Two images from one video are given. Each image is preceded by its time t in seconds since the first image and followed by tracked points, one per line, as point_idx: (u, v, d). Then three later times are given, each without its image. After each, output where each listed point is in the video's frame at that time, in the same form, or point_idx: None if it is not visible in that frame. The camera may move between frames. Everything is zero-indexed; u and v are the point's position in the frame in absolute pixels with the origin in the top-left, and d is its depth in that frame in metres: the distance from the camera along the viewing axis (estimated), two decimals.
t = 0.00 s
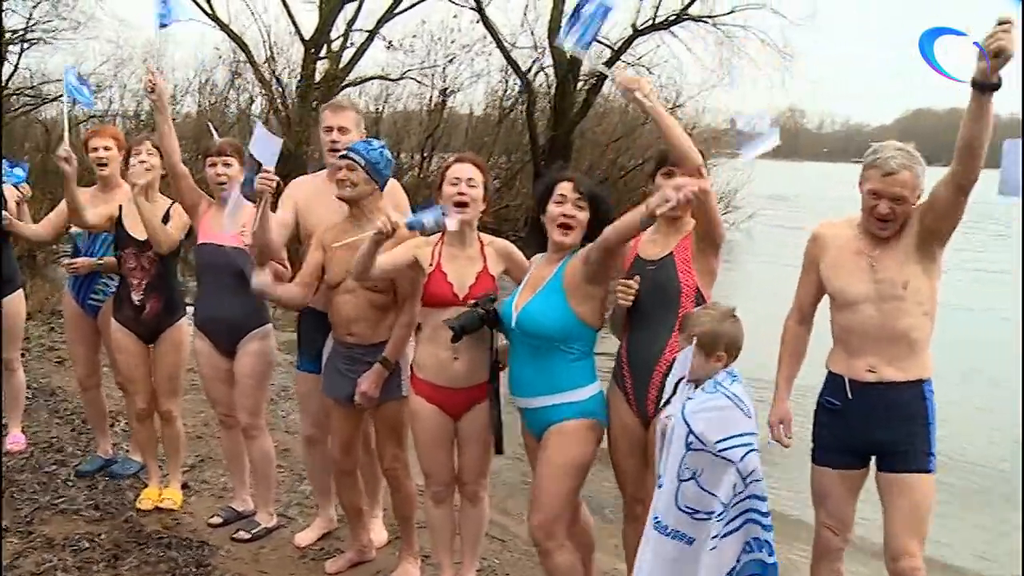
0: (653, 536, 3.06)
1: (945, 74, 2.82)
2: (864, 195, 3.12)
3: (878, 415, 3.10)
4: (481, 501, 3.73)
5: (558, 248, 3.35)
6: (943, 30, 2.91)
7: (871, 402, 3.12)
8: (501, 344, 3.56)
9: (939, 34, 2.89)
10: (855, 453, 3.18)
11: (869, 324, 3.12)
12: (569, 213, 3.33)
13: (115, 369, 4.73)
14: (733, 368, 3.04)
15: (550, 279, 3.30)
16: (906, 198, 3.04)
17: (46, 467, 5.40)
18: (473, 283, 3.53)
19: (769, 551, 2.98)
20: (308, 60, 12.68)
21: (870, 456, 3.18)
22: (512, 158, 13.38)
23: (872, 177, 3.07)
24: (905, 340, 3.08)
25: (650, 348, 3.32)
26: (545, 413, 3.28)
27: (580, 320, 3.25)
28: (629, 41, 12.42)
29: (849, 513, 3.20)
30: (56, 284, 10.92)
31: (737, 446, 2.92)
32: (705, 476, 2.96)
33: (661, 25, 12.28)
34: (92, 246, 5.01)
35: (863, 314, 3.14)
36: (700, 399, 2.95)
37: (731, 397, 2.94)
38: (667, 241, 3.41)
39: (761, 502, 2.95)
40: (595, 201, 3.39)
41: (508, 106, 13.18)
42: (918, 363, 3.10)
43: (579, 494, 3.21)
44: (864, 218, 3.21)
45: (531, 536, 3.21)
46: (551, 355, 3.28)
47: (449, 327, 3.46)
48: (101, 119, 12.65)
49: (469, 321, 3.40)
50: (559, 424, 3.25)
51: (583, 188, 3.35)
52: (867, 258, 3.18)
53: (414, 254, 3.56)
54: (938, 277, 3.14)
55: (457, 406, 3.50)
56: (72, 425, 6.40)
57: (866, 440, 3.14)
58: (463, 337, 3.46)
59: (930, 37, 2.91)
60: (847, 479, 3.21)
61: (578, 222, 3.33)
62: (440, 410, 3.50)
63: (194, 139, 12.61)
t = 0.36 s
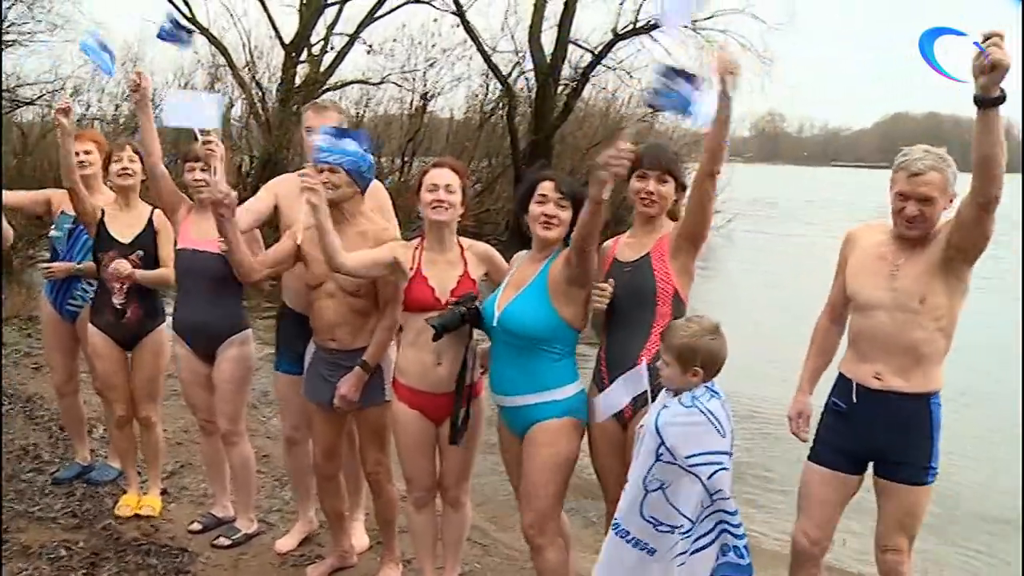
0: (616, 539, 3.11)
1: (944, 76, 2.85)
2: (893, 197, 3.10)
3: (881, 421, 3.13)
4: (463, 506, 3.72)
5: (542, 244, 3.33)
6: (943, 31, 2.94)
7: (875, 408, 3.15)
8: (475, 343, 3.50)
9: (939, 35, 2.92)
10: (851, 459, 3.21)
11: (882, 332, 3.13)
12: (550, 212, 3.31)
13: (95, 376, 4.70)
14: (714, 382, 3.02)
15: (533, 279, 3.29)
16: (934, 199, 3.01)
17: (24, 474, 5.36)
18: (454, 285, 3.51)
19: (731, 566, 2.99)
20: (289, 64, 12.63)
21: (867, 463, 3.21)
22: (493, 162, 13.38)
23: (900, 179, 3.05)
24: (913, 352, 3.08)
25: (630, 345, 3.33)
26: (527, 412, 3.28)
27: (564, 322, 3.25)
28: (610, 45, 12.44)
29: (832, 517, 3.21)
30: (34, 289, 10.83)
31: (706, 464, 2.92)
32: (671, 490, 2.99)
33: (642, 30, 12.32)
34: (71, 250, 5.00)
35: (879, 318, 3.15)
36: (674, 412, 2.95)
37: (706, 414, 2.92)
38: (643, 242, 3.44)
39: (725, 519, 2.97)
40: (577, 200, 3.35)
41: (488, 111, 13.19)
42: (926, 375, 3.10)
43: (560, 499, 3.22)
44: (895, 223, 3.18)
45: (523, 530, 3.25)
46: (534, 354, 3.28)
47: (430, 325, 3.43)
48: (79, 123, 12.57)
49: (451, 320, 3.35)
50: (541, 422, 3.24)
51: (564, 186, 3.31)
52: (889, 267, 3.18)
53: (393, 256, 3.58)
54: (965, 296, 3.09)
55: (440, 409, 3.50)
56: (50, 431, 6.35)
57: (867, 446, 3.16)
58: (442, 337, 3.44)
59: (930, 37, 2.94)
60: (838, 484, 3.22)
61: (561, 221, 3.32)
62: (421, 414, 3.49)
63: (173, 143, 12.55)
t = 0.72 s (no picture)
0: (594, 547, 3.11)
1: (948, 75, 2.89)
2: (894, 196, 3.11)
3: (878, 424, 3.14)
4: (444, 510, 3.72)
5: (524, 260, 3.30)
6: (942, 31, 2.98)
7: (872, 411, 3.15)
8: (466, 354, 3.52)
9: (940, 35, 2.95)
10: (842, 461, 3.23)
11: (881, 332, 3.13)
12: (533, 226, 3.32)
13: (73, 381, 4.66)
14: (698, 390, 3.04)
15: (515, 294, 3.28)
16: (935, 196, 3.02)
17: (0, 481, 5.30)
18: (436, 289, 3.52)
19: (718, 571, 3.00)
20: (268, 67, 12.56)
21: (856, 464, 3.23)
22: (473, 165, 13.37)
23: (901, 176, 3.06)
24: (910, 356, 3.09)
25: (609, 356, 3.34)
26: (507, 427, 3.28)
27: (547, 336, 3.25)
28: (591, 48, 12.46)
29: (814, 516, 3.23)
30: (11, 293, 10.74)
31: (688, 471, 2.94)
32: (651, 498, 2.99)
33: (622, 33, 12.34)
34: (49, 253, 4.95)
35: (882, 321, 3.14)
36: (656, 419, 2.97)
37: (688, 421, 2.94)
38: (623, 244, 3.43)
39: (709, 524, 2.99)
40: (563, 215, 3.39)
41: (469, 114, 13.18)
42: (924, 377, 3.12)
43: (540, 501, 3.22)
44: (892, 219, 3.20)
45: (487, 545, 3.20)
46: (517, 370, 3.28)
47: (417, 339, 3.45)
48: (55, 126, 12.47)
49: (438, 334, 3.36)
50: (522, 435, 3.25)
51: (552, 204, 3.37)
52: (890, 270, 3.18)
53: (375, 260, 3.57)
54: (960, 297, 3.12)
55: (422, 414, 3.49)
56: (27, 437, 6.29)
57: (862, 448, 3.17)
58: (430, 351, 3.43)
59: (930, 38, 2.97)
60: (825, 484, 3.24)
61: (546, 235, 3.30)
62: (404, 419, 3.48)
63: (152, 146, 12.48)
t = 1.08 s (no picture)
0: (575, 547, 3.10)
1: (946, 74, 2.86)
2: (853, 198, 3.14)
3: (849, 424, 3.14)
4: (424, 510, 3.72)
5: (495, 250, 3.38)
6: (943, 31, 2.95)
7: (843, 411, 3.15)
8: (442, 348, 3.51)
9: (940, 34, 2.93)
10: (817, 464, 3.22)
11: (849, 332, 3.15)
12: (493, 215, 3.37)
13: (48, 383, 4.62)
14: (682, 392, 3.06)
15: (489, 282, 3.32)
16: (893, 195, 3.06)
17: None
18: (418, 286, 3.54)
19: (697, 573, 3.01)
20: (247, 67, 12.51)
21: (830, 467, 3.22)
22: (453, 166, 13.36)
23: (858, 180, 3.10)
24: (878, 354, 3.11)
25: (593, 354, 3.34)
26: (489, 417, 3.27)
27: (523, 322, 3.27)
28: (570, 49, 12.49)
29: (797, 519, 3.24)
30: None
31: (670, 471, 2.95)
32: (633, 498, 2.99)
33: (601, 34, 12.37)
34: (23, 254, 4.93)
35: (848, 320, 3.16)
36: (641, 418, 2.97)
37: (671, 421, 2.95)
38: (612, 247, 3.43)
39: (688, 526, 3.00)
40: (517, 200, 3.43)
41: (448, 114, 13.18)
42: (894, 376, 3.14)
43: (520, 503, 3.22)
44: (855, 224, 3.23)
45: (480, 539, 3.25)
46: (495, 357, 3.29)
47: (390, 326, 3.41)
48: (31, 126, 12.37)
49: (413, 322, 3.33)
50: (504, 426, 3.24)
51: (503, 189, 3.40)
52: (857, 268, 3.21)
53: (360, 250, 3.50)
54: (925, 295, 3.19)
55: (406, 416, 3.48)
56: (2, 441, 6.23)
57: (835, 450, 3.17)
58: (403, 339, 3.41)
59: (930, 37, 2.94)
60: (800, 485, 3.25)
61: (505, 222, 3.38)
62: (389, 422, 3.47)
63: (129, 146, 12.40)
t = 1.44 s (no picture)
0: (554, 535, 3.12)
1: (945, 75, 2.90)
2: (798, 195, 3.21)
3: (803, 418, 3.16)
4: (404, 508, 3.71)
5: (474, 251, 3.38)
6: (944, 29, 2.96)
7: (797, 405, 3.17)
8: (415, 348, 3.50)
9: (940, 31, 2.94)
10: (775, 457, 3.22)
11: (800, 323, 3.19)
12: (481, 214, 3.37)
13: (22, 382, 4.58)
14: (665, 390, 3.06)
15: (468, 280, 3.32)
16: (838, 189, 3.14)
17: None
18: (395, 279, 3.52)
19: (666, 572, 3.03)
20: (224, 63, 12.42)
21: (788, 461, 3.23)
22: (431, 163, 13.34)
23: (802, 177, 3.18)
24: (828, 344, 3.16)
25: (573, 349, 3.32)
26: (466, 417, 3.27)
27: (501, 320, 3.27)
28: (548, 45, 12.48)
29: (769, 514, 3.22)
30: None
31: (647, 467, 2.96)
32: (610, 491, 3.01)
33: (579, 31, 12.37)
34: None
35: (796, 311, 3.21)
36: (622, 412, 2.97)
37: (651, 417, 2.96)
38: (585, 239, 3.44)
39: (662, 524, 3.01)
40: (508, 202, 3.46)
41: (426, 111, 13.15)
42: (841, 366, 3.18)
43: (501, 499, 3.22)
44: (800, 221, 3.29)
45: (462, 536, 3.24)
46: (474, 356, 3.29)
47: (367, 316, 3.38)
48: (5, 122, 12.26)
49: (392, 311, 3.30)
50: (482, 425, 3.23)
51: (493, 188, 3.41)
52: (807, 262, 3.25)
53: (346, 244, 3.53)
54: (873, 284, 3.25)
55: (382, 413, 3.47)
56: None
57: (791, 444, 3.18)
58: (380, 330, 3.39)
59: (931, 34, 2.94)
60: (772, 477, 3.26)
61: (491, 223, 3.38)
62: (366, 420, 3.46)
63: (105, 143, 12.32)
